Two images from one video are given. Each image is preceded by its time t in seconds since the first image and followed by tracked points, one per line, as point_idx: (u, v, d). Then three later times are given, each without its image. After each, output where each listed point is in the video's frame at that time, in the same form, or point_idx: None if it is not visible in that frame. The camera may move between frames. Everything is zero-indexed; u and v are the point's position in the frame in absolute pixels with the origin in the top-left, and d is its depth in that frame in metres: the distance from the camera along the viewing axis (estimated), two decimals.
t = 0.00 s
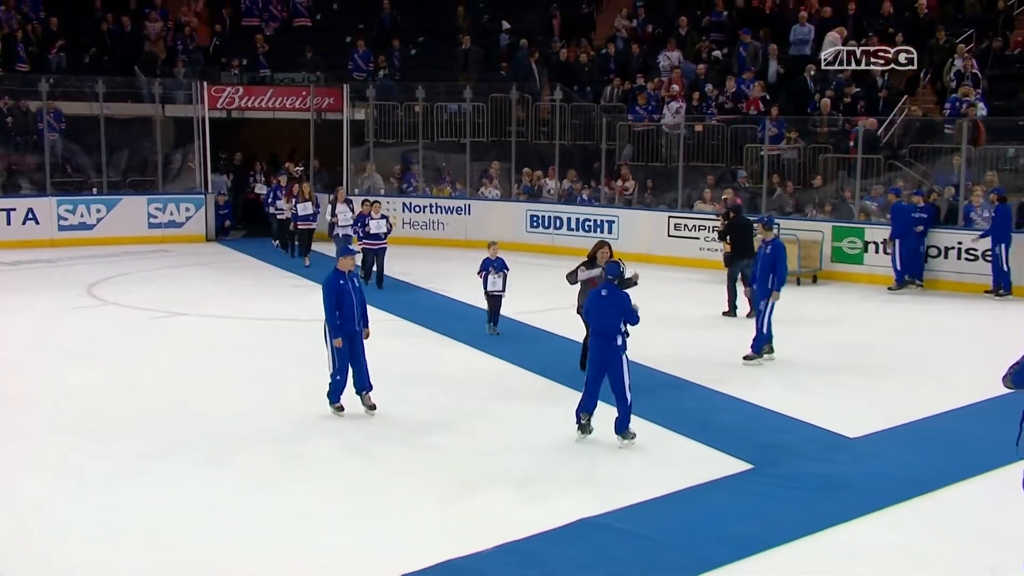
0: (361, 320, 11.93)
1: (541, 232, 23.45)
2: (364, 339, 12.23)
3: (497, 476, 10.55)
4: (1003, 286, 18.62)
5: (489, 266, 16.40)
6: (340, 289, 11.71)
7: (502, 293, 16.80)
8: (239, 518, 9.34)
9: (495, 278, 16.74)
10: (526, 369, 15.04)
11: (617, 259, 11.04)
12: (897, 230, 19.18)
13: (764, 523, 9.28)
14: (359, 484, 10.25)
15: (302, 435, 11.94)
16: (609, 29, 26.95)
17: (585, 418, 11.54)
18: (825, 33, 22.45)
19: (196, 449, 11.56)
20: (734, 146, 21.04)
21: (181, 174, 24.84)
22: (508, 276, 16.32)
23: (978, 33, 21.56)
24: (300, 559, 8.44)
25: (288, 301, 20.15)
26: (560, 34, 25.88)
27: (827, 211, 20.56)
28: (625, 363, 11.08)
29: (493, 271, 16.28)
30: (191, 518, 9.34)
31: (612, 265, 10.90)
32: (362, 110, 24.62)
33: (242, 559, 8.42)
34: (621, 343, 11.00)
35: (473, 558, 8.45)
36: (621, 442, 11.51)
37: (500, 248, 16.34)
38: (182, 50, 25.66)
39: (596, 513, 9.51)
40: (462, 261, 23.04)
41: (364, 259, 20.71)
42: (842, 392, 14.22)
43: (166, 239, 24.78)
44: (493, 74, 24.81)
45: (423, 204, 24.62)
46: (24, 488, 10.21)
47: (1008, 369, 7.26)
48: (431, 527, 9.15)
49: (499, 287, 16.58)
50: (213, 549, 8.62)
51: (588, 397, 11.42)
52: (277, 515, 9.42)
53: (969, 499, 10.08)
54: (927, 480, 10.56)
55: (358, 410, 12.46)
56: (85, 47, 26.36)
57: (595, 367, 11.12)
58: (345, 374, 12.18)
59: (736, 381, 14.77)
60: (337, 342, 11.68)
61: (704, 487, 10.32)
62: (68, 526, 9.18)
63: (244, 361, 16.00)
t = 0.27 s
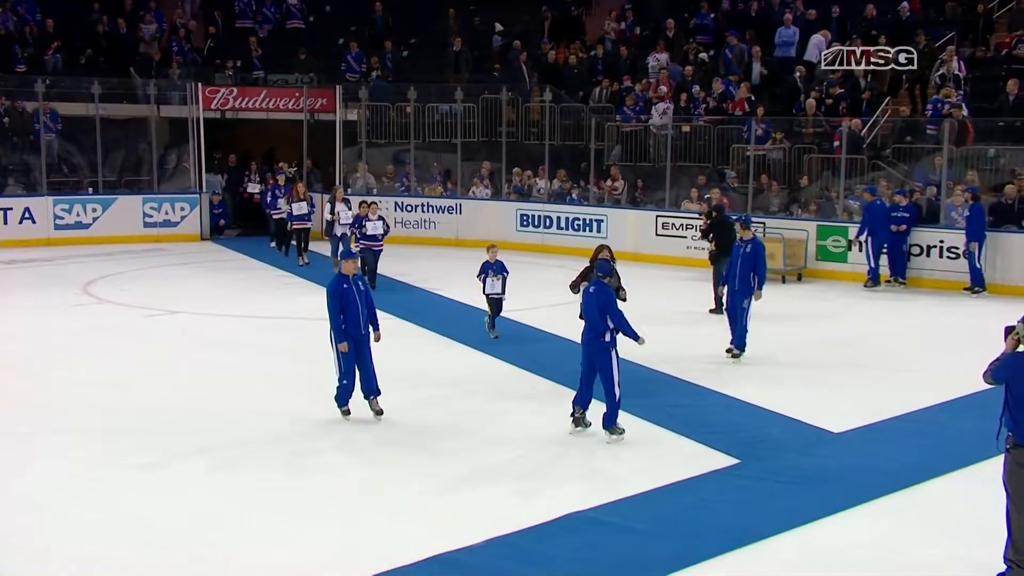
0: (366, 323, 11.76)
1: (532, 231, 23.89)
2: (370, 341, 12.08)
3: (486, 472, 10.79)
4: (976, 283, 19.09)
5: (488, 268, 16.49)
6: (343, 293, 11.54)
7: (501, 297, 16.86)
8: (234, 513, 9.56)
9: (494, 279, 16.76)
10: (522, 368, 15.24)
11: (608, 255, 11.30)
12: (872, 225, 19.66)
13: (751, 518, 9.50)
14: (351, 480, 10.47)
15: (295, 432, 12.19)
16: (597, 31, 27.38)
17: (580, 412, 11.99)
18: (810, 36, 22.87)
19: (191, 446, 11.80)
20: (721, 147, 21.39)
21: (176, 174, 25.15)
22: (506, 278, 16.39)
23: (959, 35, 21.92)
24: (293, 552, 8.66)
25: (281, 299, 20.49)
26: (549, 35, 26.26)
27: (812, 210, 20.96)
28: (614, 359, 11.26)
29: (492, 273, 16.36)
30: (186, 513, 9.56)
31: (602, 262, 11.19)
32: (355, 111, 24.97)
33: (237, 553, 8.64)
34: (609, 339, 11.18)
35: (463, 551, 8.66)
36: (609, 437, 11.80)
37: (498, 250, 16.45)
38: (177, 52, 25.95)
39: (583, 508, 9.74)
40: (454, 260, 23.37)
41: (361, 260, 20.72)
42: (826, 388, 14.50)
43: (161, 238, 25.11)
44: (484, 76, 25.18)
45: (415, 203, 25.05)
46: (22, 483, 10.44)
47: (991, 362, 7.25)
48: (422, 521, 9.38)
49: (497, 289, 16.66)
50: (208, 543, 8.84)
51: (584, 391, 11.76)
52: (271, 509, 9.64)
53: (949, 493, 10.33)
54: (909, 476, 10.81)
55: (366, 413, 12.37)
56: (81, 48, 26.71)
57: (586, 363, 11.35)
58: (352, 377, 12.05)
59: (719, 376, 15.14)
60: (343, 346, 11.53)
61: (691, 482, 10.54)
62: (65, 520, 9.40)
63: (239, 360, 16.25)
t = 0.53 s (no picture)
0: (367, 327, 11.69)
1: (524, 230, 24.27)
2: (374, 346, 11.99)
3: (480, 466, 11.02)
4: (948, 281, 19.68)
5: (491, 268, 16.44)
6: (343, 296, 11.51)
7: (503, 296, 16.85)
8: (231, 508, 9.77)
9: (496, 279, 16.69)
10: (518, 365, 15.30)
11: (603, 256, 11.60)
12: (849, 223, 19.98)
13: (739, 512, 9.71)
14: (347, 474, 10.76)
15: (291, 429, 12.44)
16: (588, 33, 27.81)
17: (577, 405, 12.34)
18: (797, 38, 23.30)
19: (189, 443, 12.04)
20: (709, 147, 21.73)
21: (173, 174, 25.47)
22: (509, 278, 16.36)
23: (943, 37, 22.31)
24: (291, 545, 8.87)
25: (278, 297, 20.81)
26: (541, 37, 26.66)
27: (800, 209, 21.29)
28: (605, 356, 11.49)
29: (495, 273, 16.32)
30: (186, 507, 9.79)
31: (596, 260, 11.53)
32: (350, 111, 25.38)
33: (236, 546, 8.86)
34: (599, 337, 11.42)
35: (457, 545, 8.86)
36: (600, 432, 12.09)
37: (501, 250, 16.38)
38: (174, 54, 26.28)
39: (574, 501, 9.97)
40: (447, 259, 23.68)
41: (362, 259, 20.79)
42: (813, 385, 14.77)
43: (158, 237, 25.42)
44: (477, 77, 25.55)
45: (409, 203, 25.46)
46: (25, 479, 10.66)
47: (973, 359, 7.47)
48: (415, 514, 9.60)
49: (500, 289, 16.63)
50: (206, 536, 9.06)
51: (580, 388, 12.08)
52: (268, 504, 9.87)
53: (931, 487, 10.57)
54: (894, 469, 11.05)
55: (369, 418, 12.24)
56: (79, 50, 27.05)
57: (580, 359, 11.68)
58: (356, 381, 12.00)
59: (706, 372, 15.47)
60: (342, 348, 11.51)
61: (681, 477, 10.76)
62: (67, 514, 9.63)
63: (236, 358, 16.51)
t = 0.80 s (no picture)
0: (362, 331, 11.49)
1: (517, 229, 24.64)
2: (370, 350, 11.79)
3: (473, 459, 11.18)
4: (920, 277, 20.24)
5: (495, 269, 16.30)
6: (337, 299, 11.33)
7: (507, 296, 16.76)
8: (229, 496, 10.06)
9: (500, 279, 16.68)
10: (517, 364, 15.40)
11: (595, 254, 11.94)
12: (828, 222, 20.39)
13: (730, 504, 9.83)
14: (343, 465, 11.05)
15: (288, 423, 12.62)
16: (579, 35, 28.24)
17: (575, 400, 12.57)
18: (784, 40, 23.73)
19: (187, 438, 12.22)
20: (699, 147, 22.09)
21: (170, 174, 25.78)
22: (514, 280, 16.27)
23: (928, 40, 22.69)
24: (288, 535, 9.02)
25: (274, 295, 21.11)
26: (533, 39, 27.08)
27: (788, 208, 21.67)
28: (593, 351, 11.71)
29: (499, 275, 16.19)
30: (185, 499, 9.95)
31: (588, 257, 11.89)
32: (345, 112, 25.84)
33: (235, 535, 9.02)
34: (588, 331, 11.67)
35: (452, 537, 8.97)
36: (590, 426, 12.23)
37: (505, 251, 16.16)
38: (172, 55, 26.63)
39: (566, 493, 10.13)
40: (442, 258, 23.99)
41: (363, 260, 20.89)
42: (802, 381, 14.98)
43: (156, 236, 25.73)
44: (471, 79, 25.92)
45: (403, 202, 25.83)
46: (28, 471, 10.93)
47: (961, 356, 7.86)
48: (410, 505, 9.75)
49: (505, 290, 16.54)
50: (205, 526, 9.21)
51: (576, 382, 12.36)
52: (264, 496, 10.01)
53: (912, 478, 10.82)
54: (881, 463, 11.21)
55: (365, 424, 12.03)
56: (78, 52, 27.38)
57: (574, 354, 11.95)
58: (352, 385, 11.81)
59: (694, 367, 15.79)
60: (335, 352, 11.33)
61: (670, 470, 10.89)
62: (69, 506, 9.79)
63: (233, 355, 16.81)
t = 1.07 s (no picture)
0: (353, 336, 11.11)
1: (510, 228, 25.04)
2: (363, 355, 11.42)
3: (468, 457, 11.37)
4: (903, 274, 20.72)
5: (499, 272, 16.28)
6: (326, 303, 10.99)
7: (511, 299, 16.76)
8: (228, 489, 10.37)
9: (504, 284, 16.66)
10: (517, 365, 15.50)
11: (588, 252, 12.18)
12: (810, 221, 20.84)
13: (720, 500, 9.98)
14: (338, 456, 11.37)
15: (285, 422, 12.82)
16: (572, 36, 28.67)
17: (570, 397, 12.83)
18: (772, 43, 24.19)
19: (186, 436, 12.42)
20: (690, 147, 22.44)
21: (169, 173, 26.10)
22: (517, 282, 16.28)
23: (914, 41, 23.05)
24: (285, 533, 9.19)
25: (272, 293, 21.44)
26: (527, 41, 27.47)
27: (777, 208, 22.02)
28: (585, 349, 11.91)
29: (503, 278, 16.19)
30: (184, 497, 10.13)
31: (581, 256, 12.13)
32: (341, 113, 26.26)
33: (233, 533, 9.19)
34: (579, 329, 11.90)
35: (446, 534, 9.13)
36: (580, 423, 12.43)
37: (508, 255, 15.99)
38: (170, 57, 26.96)
39: (559, 489, 10.30)
40: (437, 257, 24.30)
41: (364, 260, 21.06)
42: (792, 378, 15.21)
43: (155, 235, 26.08)
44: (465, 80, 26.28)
45: (398, 201, 26.20)
46: (33, 465, 11.25)
47: (948, 353, 8.22)
48: (406, 502, 9.92)
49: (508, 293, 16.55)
50: (203, 524, 9.39)
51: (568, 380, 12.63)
52: (262, 494, 10.19)
53: (891, 468, 11.15)
54: (859, 457, 11.49)
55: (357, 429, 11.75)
56: (77, 53, 27.74)
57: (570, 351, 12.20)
58: (343, 391, 11.47)
59: (683, 364, 16.12)
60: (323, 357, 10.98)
61: (661, 466, 11.04)
62: (70, 503, 9.98)
63: (231, 352, 17.12)
